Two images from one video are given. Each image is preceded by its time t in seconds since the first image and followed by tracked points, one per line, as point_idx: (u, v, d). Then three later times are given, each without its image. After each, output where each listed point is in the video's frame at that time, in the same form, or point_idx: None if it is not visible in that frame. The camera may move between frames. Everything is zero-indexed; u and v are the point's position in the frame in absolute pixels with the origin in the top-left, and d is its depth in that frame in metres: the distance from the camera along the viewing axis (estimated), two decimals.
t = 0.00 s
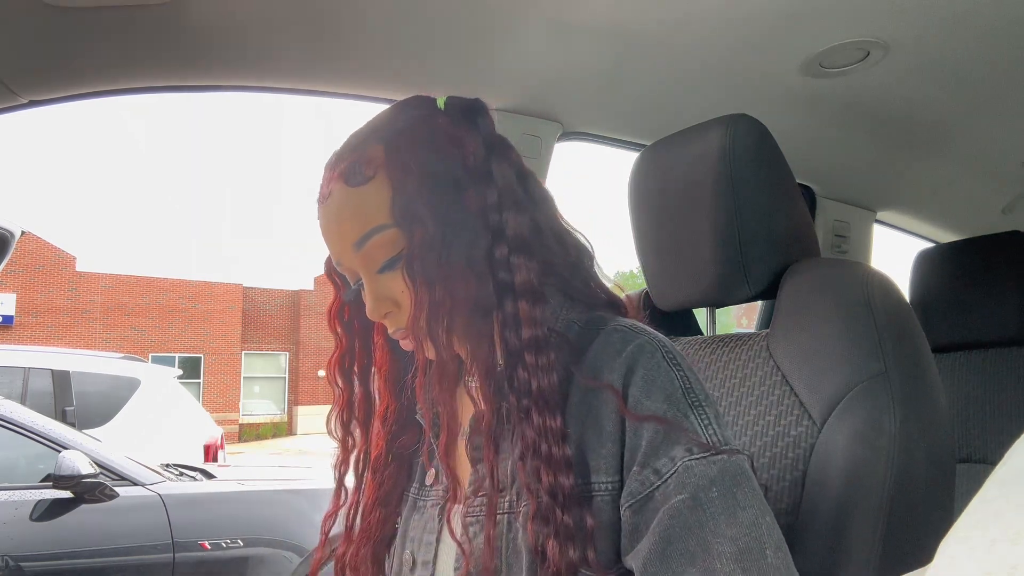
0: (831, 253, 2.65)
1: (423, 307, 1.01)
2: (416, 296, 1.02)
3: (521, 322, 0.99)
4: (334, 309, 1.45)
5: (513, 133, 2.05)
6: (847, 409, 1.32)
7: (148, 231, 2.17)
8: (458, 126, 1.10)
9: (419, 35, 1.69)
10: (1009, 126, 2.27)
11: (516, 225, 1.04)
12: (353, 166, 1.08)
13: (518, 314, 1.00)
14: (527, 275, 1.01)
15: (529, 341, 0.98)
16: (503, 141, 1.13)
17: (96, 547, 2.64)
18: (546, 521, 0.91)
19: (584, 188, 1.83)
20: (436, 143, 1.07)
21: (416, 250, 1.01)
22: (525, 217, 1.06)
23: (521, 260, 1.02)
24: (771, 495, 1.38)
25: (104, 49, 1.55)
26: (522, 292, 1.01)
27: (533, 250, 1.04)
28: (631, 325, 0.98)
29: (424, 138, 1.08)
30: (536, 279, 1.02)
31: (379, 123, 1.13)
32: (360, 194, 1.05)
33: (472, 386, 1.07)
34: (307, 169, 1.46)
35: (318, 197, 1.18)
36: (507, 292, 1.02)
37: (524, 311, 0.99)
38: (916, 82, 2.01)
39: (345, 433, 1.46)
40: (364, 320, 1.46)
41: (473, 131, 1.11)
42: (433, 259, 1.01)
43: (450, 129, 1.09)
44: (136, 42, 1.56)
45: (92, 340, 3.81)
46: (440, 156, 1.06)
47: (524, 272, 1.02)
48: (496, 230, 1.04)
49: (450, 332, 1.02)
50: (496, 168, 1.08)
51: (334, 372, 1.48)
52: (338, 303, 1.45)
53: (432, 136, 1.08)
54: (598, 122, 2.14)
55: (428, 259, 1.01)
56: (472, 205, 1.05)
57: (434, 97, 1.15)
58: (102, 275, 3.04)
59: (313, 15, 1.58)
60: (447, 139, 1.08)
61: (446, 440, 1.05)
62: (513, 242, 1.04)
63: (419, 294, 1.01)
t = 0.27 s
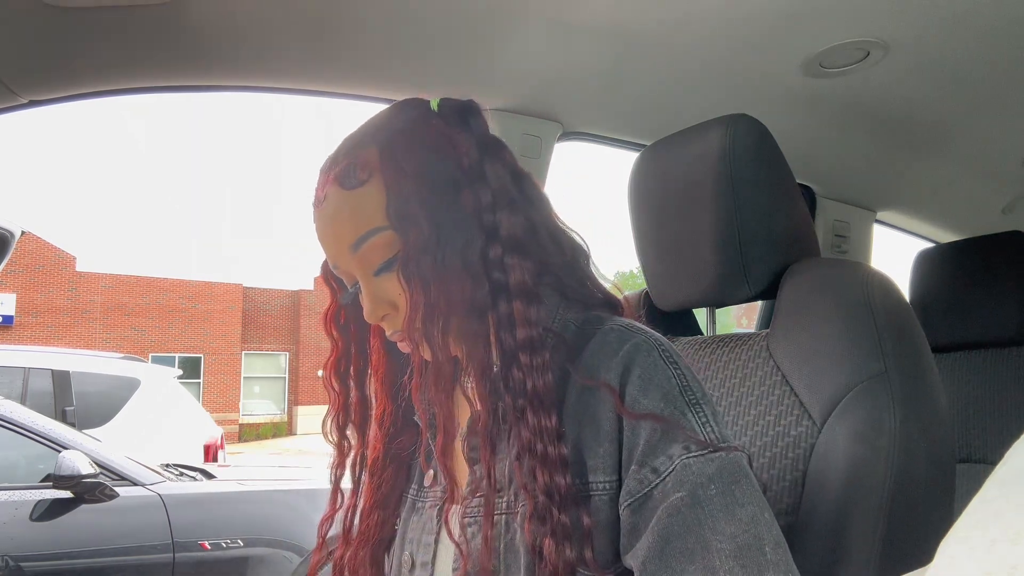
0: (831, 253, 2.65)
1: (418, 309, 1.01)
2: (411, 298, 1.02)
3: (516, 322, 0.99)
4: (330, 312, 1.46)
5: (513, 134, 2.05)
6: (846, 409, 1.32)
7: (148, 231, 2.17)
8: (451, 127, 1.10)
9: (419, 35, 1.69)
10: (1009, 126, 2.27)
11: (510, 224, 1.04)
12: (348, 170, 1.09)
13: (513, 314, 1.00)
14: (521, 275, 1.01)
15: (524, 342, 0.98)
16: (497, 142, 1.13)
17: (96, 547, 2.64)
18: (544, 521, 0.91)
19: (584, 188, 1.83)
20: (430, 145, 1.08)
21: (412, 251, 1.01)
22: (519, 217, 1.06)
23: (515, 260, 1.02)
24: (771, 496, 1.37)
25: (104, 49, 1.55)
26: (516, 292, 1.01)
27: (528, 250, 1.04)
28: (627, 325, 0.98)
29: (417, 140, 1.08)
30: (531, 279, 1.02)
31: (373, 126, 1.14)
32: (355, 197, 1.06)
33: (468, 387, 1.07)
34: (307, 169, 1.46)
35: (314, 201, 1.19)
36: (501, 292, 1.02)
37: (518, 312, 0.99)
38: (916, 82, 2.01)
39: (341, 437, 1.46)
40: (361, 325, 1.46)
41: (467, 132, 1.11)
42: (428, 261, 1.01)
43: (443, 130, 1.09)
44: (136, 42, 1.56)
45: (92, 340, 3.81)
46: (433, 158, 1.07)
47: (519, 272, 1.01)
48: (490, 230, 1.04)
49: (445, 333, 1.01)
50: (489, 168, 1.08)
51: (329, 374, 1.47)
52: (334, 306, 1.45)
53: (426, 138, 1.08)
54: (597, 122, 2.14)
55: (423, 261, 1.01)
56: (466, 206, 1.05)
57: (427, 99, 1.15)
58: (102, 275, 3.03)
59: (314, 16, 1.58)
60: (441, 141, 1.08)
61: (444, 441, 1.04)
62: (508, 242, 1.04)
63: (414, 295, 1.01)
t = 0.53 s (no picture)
0: (831, 253, 2.65)
1: (418, 307, 1.01)
2: (411, 296, 1.02)
3: (515, 321, 0.99)
4: (328, 311, 1.46)
5: (513, 133, 2.05)
6: (846, 408, 1.32)
7: (148, 231, 2.17)
8: (454, 126, 1.10)
9: (419, 35, 1.69)
10: (1010, 126, 2.27)
11: (510, 224, 1.04)
12: (350, 167, 1.09)
13: (512, 313, 1.00)
14: (521, 275, 1.01)
15: (523, 341, 0.98)
16: (499, 142, 1.13)
17: (96, 548, 2.64)
18: (542, 521, 0.91)
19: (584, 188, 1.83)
20: (432, 143, 1.07)
21: (412, 250, 1.01)
22: (520, 216, 1.06)
23: (515, 260, 1.02)
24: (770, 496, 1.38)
25: (104, 49, 1.55)
26: (515, 291, 1.01)
27: (527, 250, 1.04)
28: (625, 325, 0.98)
29: (419, 138, 1.08)
30: (531, 279, 1.02)
31: (376, 123, 1.14)
32: (357, 195, 1.06)
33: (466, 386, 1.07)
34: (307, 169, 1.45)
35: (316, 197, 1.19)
36: (500, 292, 1.02)
37: (518, 311, 0.99)
38: (916, 82, 2.01)
39: (338, 436, 1.46)
40: (360, 325, 1.47)
41: (469, 131, 1.11)
42: (428, 261, 1.01)
43: (445, 130, 1.09)
44: (136, 42, 1.56)
45: (92, 340, 3.81)
46: (435, 157, 1.06)
47: (518, 272, 1.02)
48: (490, 230, 1.04)
49: (443, 332, 1.02)
50: (491, 168, 1.08)
51: (327, 372, 1.48)
52: (332, 305, 1.45)
53: (427, 136, 1.08)
54: (598, 122, 2.14)
55: (423, 260, 1.01)
56: (467, 206, 1.05)
57: (429, 98, 1.15)
58: (102, 275, 3.03)
59: (314, 16, 1.58)
60: (443, 140, 1.08)
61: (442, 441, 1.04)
62: (508, 242, 1.03)
63: (414, 294, 1.01)
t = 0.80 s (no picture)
0: (831, 253, 2.65)
1: (429, 305, 1.01)
2: (421, 294, 1.01)
3: (523, 320, 1.00)
4: (331, 308, 1.45)
5: (513, 133, 2.05)
6: (846, 408, 1.32)
7: (148, 231, 2.17)
8: (464, 125, 1.10)
9: (419, 35, 1.69)
10: (1010, 126, 2.26)
11: (520, 224, 1.05)
12: (359, 164, 1.08)
13: (519, 313, 1.00)
14: (530, 275, 1.02)
15: (530, 340, 0.99)
16: (507, 142, 1.13)
17: (96, 548, 2.64)
18: (542, 519, 0.90)
19: (584, 188, 1.83)
20: (442, 142, 1.08)
21: (423, 248, 1.01)
22: (529, 217, 1.07)
23: (525, 260, 1.03)
24: (771, 495, 1.37)
25: (104, 49, 1.55)
26: (523, 290, 1.01)
27: (536, 250, 1.05)
28: (628, 325, 0.99)
29: (429, 136, 1.08)
30: (539, 279, 1.03)
31: (384, 122, 1.14)
32: (367, 192, 1.06)
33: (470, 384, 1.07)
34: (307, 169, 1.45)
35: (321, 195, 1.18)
36: (509, 291, 1.02)
37: (527, 311, 1.00)
38: (916, 82, 2.01)
39: (340, 433, 1.46)
40: (363, 321, 1.46)
41: (479, 131, 1.11)
42: (441, 258, 1.01)
43: (455, 128, 1.09)
44: (136, 42, 1.56)
45: (92, 340, 3.81)
46: (445, 156, 1.07)
47: (530, 271, 1.02)
48: (501, 229, 1.05)
49: (453, 330, 1.01)
50: (502, 168, 1.08)
51: (330, 370, 1.47)
52: (335, 301, 1.44)
53: (437, 135, 1.08)
54: (598, 122, 2.14)
55: (436, 258, 1.01)
56: (477, 205, 1.06)
57: (438, 97, 1.15)
58: (102, 275, 3.03)
59: (314, 15, 1.58)
60: (453, 139, 1.08)
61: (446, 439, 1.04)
62: (518, 241, 1.04)
63: (426, 291, 1.01)
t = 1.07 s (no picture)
0: (831, 253, 2.65)
1: (430, 306, 1.00)
2: (423, 295, 1.01)
3: (524, 321, 1.00)
4: (332, 309, 1.45)
5: (513, 133, 2.05)
6: (847, 408, 1.32)
7: (148, 231, 2.17)
8: (463, 126, 1.10)
9: (419, 35, 1.69)
10: (1010, 126, 2.26)
11: (521, 224, 1.05)
12: (359, 165, 1.08)
13: (522, 313, 1.00)
14: (532, 275, 1.02)
15: (531, 341, 0.99)
16: (507, 142, 1.13)
17: (96, 548, 2.63)
18: (544, 518, 0.91)
19: (584, 188, 1.83)
20: (443, 143, 1.08)
21: (425, 249, 1.01)
22: (529, 217, 1.07)
23: (526, 260, 1.03)
24: (771, 495, 1.37)
25: (104, 48, 1.55)
26: (526, 291, 1.01)
27: (537, 250, 1.05)
28: (630, 325, 0.99)
29: (429, 138, 1.08)
30: (540, 279, 1.03)
31: (383, 123, 1.14)
32: (368, 194, 1.05)
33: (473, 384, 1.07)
34: (307, 169, 1.45)
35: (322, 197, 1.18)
36: (511, 292, 1.02)
37: (527, 311, 1.00)
38: (916, 82, 2.01)
39: (341, 433, 1.45)
40: (364, 321, 1.45)
41: (480, 132, 1.11)
42: (442, 259, 1.01)
43: (456, 130, 1.10)
44: (137, 42, 1.56)
45: (92, 340, 3.81)
46: (446, 157, 1.07)
47: (530, 272, 1.02)
48: (501, 229, 1.05)
49: (457, 331, 1.00)
50: (502, 168, 1.09)
51: (332, 371, 1.47)
52: (337, 303, 1.44)
53: (438, 136, 1.08)
54: (597, 122, 2.14)
55: (437, 259, 1.00)
56: (478, 206, 1.06)
57: (438, 98, 1.15)
58: (103, 275, 3.03)
59: (314, 15, 1.58)
60: (454, 140, 1.08)
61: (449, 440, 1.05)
62: (519, 241, 1.04)
63: (427, 292, 1.00)
